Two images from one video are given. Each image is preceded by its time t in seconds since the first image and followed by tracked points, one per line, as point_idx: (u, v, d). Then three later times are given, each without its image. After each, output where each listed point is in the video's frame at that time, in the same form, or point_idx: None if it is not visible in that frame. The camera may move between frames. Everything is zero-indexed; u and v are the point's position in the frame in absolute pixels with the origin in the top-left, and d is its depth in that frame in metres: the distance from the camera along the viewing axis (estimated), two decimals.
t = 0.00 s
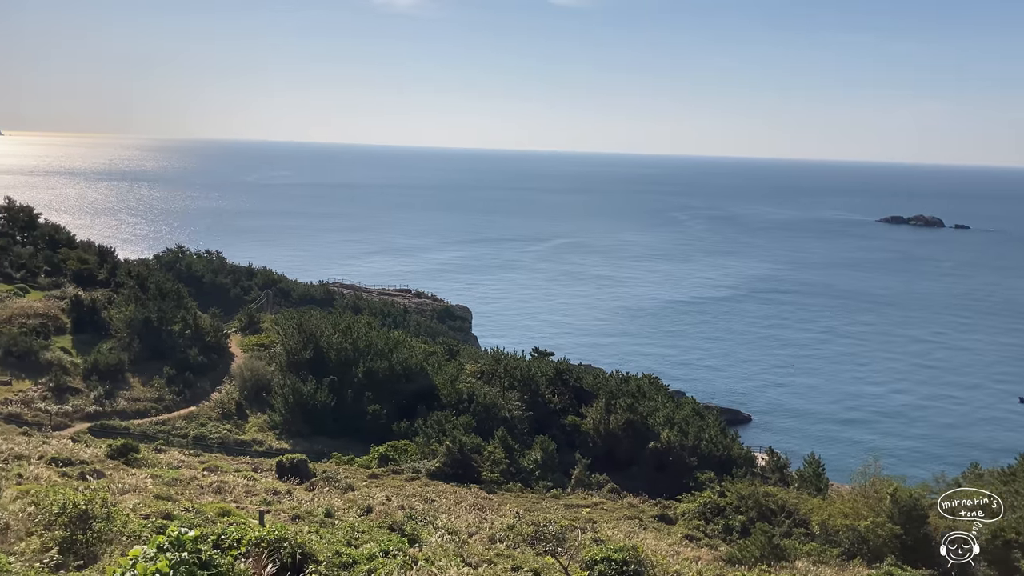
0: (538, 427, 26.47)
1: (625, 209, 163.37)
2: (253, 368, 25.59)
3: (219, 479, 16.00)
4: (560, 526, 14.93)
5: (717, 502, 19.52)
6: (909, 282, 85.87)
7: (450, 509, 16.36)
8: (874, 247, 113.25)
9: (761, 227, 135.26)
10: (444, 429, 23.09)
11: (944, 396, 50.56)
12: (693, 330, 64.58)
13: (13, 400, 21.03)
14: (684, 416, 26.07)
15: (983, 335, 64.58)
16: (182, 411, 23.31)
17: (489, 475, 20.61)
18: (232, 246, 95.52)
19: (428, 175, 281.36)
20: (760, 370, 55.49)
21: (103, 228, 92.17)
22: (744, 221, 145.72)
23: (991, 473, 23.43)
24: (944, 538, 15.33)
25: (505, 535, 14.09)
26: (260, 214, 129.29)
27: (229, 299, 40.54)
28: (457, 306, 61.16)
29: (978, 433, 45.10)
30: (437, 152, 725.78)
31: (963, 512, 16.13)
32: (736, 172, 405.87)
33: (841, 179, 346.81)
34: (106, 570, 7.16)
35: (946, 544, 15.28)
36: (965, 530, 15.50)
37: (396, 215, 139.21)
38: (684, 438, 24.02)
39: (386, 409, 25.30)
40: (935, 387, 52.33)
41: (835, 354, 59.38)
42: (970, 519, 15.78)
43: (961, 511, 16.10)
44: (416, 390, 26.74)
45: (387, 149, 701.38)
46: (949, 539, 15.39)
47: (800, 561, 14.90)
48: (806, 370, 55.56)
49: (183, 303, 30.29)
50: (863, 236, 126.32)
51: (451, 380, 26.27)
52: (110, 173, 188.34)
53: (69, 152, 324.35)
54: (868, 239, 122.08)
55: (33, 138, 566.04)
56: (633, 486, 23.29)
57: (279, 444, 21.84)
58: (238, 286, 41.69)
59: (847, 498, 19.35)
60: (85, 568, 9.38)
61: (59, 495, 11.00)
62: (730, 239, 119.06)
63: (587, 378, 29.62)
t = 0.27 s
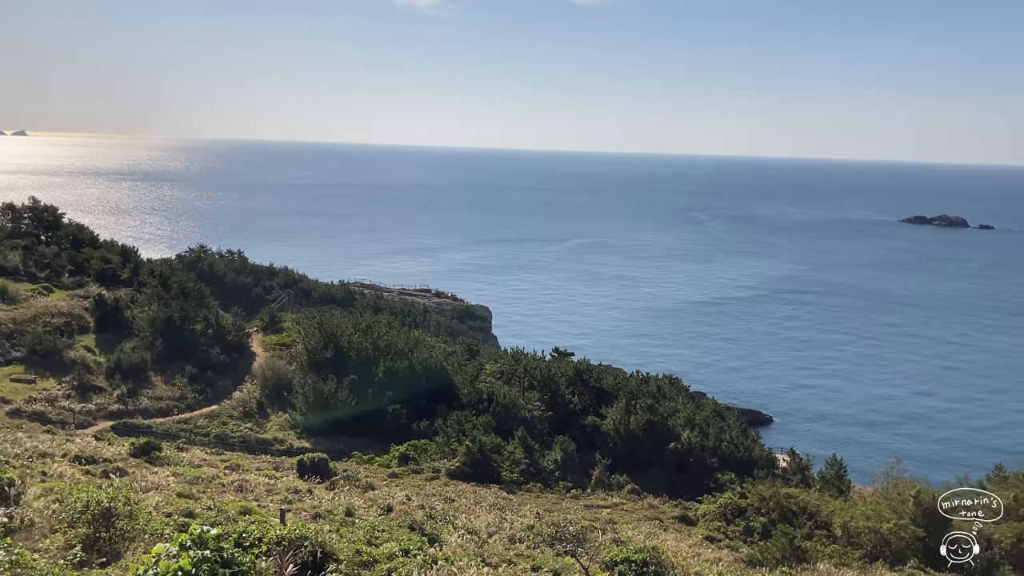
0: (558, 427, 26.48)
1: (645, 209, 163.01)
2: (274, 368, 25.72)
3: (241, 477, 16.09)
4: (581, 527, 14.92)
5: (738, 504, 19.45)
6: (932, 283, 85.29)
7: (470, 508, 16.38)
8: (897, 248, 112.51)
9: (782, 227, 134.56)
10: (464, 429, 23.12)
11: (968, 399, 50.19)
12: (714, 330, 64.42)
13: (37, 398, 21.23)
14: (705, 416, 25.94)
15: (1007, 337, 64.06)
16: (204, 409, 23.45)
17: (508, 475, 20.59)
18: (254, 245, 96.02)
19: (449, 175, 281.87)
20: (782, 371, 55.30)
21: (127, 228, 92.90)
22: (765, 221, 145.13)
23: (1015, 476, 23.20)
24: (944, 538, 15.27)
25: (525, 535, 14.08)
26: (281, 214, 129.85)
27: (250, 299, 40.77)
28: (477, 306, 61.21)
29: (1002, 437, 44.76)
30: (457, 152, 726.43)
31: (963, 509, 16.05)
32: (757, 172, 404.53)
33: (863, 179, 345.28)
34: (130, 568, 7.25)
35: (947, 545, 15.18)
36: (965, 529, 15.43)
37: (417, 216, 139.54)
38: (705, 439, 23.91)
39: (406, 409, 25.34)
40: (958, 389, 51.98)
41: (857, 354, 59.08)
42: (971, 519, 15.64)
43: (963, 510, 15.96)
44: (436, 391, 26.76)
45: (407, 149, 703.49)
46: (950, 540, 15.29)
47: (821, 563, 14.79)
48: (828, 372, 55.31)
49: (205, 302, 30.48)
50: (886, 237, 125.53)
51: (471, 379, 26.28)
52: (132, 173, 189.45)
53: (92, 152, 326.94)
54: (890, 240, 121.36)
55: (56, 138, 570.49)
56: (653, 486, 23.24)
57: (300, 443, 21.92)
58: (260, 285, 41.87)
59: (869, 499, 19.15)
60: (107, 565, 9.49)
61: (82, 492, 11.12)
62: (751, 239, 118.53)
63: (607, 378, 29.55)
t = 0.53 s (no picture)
0: (577, 429, 26.47)
1: (665, 210, 162.54)
2: (294, 367, 25.84)
3: (262, 476, 16.19)
4: (601, 528, 14.90)
5: (758, 506, 19.38)
6: (956, 284, 84.59)
7: (489, 509, 16.40)
8: (920, 249, 111.74)
9: (804, 228, 133.86)
10: (483, 430, 23.13)
11: (992, 402, 49.74)
12: (735, 332, 64.20)
13: (60, 397, 21.43)
14: (726, 418, 25.84)
15: None
16: (225, 408, 23.60)
17: (528, 475, 20.61)
18: (275, 245, 96.53)
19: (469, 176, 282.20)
20: (803, 373, 55.06)
21: (150, 228, 93.65)
22: (787, 222, 144.47)
23: None
24: (944, 537, 15.32)
25: (545, 536, 14.08)
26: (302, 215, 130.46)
27: (272, 299, 40.97)
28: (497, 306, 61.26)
29: None
30: (476, 152, 726.92)
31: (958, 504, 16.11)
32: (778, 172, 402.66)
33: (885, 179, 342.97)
34: (153, 565, 7.30)
35: (946, 545, 15.26)
36: (966, 530, 15.54)
37: (437, 216, 139.76)
38: (725, 440, 23.81)
39: (426, 409, 25.40)
40: (982, 392, 51.53)
41: (879, 357, 58.69)
42: (970, 517, 15.68)
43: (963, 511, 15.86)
44: (456, 391, 26.80)
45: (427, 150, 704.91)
46: (949, 540, 15.37)
47: (842, 566, 14.68)
48: (849, 374, 55.00)
49: (227, 302, 30.65)
50: (909, 238, 124.66)
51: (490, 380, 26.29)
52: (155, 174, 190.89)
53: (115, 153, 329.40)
54: (914, 241, 120.49)
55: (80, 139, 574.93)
56: (673, 488, 23.20)
57: (320, 442, 22.02)
58: (281, 285, 42.08)
59: (889, 502, 19.02)
60: (129, 562, 9.56)
61: (104, 490, 11.21)
62: (772, 240, 117.97)
63: (626, 379, 29.49)
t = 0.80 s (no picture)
0: (597, 430, 26.44)
1: (686, 211, 162.07)
2: (315, 367, 25.95)
3: (282, 475, 16.28)
4: (620, 531, 14.90)
5: (779, 509, 19.29)
6: (979, 287, 83.94)
7: (508, 509, 16.41)
8: (943, 251, 110.96)
9: (826, 230, 133.16)
10: (502, 431, 23.16)
11: (1015, 407, 49.31)
12: (755, 334, 63.97)
13: (83, 395, 21.62)
14: (746, 421, 25.71)
15: None
16: (246, 407, 23.73)
17: (546, 477, 20.60)
18: (295, 246, 96.95)
19: (489, 176, 282.46)
20: (824, 375, 54.80)
21: (171, 228, 94.23)
22: (808, 223, 143.81)
23: None
24: (944, 538, 15.21)
25: (564, 537, 14.08)
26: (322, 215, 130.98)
27: (292, 299, 41.13)
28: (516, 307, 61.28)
29: None
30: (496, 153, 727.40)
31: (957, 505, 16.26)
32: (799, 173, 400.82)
33: (908, 181, 340.80)
34: (174, 563, 7.35)
35: (947, 544, 15.19)
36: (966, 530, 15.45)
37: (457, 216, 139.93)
38: (745, 443, 23.68)
39: (445, 410, 25.44)
40: (1006, 397, 51.11)
41: (901, 360, 58.33)
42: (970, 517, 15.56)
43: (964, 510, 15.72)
44: (475, 391, 26.81)
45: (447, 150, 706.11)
46: (949, 539, 15.27)
47: (864, 570, 14.58)
48: (871, 377, 54.69)
49: (248, 302, 30.79)
50: (932, 240, 123.83)
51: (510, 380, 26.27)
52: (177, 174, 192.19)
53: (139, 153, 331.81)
54: (937, 243, 119.60)
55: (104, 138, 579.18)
56: (693, 491, 23.14)
57: (340, 442, 22.10)
58: (302, 285, 42.25)
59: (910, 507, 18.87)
60: (151, 560, 9.62)
61: (127, 488, 11.32)
62: (793, 241, 117.41)
63: (646, 381, 29.40)
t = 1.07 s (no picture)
0: (617, 433, 26.41)
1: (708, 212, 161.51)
2: (336, 366, 26.03)
3: (303, 474, 16.35)
4: (640, 533, 14.86)
5: (800, 513, 19.15)
6: (1005, 291, 83.13)
7: (529, 511, 16.39)
8: (968, 254, 110.01)
9: (850, 232, 132.31)
10: (522, 431, 23.15)
11: None
12: (777, 337, 63.64)
13: (107, 393, 21.79)
14: (767, 424, 25.58)
15: None
16: (268, 407, 23.86)
17: (566, 478, 20.56)
18: (317, 246, 97.32)
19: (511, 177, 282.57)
20: (846, 379, 54.43)
21: (194, 228, 94.80)
22: (832, 225, 142.96)
23: None
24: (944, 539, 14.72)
25: (584, 539, 14.04)
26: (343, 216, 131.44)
27: (314, 299, 41.28)
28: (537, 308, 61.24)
29: None
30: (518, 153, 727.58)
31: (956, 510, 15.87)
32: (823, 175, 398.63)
33: (933, 182, 338.27)
34: (195, 561, 7.39)
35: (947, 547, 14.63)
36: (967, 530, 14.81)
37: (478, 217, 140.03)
38: (767, 446, 23.54)
39: (465, 411, 25.47)
40: None
41: (924, 364, 57.85)
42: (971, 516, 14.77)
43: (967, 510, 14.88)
44: (496, 393, 26.82)
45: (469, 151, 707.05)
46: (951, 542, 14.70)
47: None
48: (894, 381, 54.27)
49: (270, 302, 30.92)
50: (957, 243, 122.79)
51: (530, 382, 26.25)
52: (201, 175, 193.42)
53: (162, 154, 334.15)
54: (962, 246, 118.65)
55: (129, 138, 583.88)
56: (714, 494, 23.06)
57: (361, 442, 22.17)
58: (324, 285, 42.41)
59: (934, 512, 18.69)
60: (174, 557, 9.68)
61: (149, 486, 11.41)
62: (816, 244, 116.73)
63: (667, 383, 29.32)
